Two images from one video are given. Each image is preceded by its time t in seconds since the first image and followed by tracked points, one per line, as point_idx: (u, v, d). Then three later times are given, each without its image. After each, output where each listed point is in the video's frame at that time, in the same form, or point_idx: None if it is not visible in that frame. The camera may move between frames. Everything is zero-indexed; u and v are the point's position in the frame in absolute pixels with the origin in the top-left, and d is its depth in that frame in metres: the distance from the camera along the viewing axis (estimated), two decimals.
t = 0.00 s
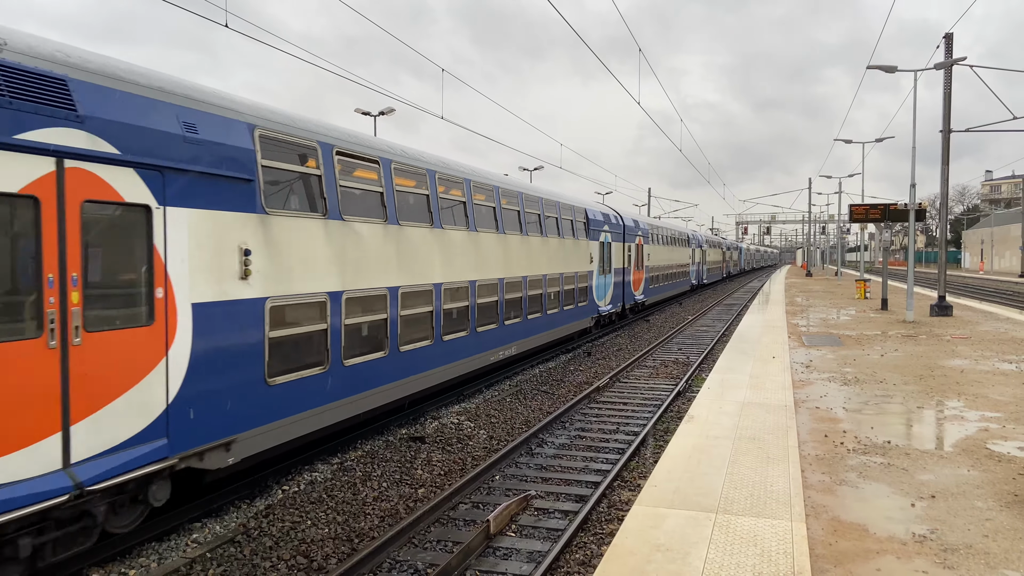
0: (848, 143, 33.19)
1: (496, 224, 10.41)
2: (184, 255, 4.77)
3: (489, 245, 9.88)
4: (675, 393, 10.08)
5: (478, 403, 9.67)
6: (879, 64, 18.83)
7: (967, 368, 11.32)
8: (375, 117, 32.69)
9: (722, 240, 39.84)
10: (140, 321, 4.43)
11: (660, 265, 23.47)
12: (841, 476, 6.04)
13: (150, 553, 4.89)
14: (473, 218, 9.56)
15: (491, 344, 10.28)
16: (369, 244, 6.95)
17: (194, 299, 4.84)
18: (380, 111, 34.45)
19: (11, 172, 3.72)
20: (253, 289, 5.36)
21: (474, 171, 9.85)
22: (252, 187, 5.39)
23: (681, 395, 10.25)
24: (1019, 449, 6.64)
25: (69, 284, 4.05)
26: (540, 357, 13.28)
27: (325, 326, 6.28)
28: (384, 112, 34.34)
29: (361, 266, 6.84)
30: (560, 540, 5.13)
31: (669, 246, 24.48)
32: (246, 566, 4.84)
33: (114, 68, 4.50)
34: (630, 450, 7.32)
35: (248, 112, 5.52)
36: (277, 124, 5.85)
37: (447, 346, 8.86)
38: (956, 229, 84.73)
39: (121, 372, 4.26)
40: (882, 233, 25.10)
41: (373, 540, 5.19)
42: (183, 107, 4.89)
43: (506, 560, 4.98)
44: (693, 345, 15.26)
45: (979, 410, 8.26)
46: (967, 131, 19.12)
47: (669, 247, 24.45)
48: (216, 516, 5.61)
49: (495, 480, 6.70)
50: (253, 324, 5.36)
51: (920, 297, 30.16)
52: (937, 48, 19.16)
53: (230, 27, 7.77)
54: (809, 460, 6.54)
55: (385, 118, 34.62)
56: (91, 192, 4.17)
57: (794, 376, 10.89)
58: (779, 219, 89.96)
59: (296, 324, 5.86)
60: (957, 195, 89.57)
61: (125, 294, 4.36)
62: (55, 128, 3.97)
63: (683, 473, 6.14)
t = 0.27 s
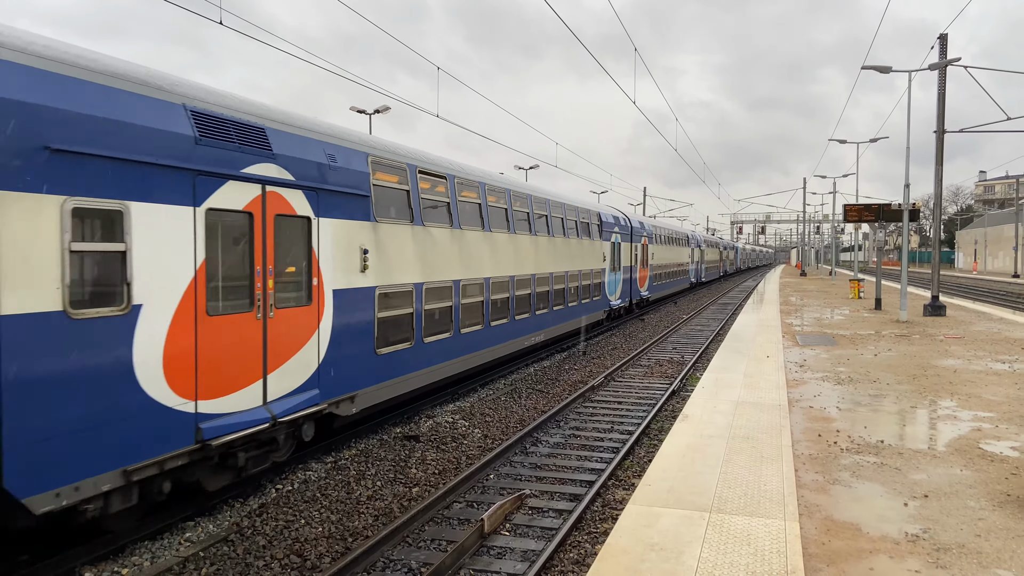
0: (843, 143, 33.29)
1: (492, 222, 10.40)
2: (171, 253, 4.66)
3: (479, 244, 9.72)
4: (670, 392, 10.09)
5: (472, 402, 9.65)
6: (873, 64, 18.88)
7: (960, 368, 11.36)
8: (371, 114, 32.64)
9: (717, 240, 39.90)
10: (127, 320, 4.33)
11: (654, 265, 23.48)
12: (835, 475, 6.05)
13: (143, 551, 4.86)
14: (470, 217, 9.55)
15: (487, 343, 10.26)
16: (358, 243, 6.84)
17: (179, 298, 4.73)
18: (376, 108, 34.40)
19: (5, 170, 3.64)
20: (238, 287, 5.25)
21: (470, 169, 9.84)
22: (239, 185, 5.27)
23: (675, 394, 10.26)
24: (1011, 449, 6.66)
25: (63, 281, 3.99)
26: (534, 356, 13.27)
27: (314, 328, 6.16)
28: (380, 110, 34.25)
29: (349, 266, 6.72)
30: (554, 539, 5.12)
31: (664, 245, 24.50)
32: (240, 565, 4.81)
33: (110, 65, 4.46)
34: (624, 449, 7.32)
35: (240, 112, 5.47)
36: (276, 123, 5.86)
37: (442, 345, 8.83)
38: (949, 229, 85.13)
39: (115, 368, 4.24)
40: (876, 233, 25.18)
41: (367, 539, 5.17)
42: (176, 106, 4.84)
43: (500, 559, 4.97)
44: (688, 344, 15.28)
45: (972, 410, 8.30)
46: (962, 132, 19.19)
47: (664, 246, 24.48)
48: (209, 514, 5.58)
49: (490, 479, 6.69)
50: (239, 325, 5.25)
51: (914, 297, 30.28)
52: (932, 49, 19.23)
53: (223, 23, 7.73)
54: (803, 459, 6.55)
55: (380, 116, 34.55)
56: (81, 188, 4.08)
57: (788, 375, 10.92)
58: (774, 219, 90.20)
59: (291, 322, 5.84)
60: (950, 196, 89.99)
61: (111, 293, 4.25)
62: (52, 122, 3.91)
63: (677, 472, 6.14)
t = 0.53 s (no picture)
0: (837, 142, 33.47)
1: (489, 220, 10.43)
2: (165, 246, 4.59)
3: (471, 241, 9.63)
4: (663, 389, 10.10)
5: (466, 399, 9.63)
6: (867, 63, 18.91)
7: (953, 366, 11.42)
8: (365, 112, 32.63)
9: (711, 238, 39.96)
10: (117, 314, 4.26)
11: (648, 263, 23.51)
12: (828, 473, 6.06)
13: (134, 548, 4.82)
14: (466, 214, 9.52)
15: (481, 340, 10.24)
16: (352, 239, 6.75)
17: (175, 295, 4.67)
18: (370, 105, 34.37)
19: None
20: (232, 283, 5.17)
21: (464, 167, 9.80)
22: (233, 180, 5.18)
23: (669, 392, 10.28)
24: (1003, 447, 6.69)
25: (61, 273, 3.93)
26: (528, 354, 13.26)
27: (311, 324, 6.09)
28: (375, 107, 34.14)
29: (346, 263, 6.66)
30: (547, 537, 5.11)
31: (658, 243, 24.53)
32: (232, 562, 4.78)
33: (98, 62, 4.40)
34: (618, 447, 7.32)
35: (233, 107, 5.41)
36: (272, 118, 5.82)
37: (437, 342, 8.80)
38: (942, 229, 85.65)
39: (108, 364, 4.20)
40: (869, 231, 25.28)
41: (359, 536, 5.14)
42: (171, 100, 4.79)
43: (493, 556, 4.95)
44: (681, 342, 15.31)
45: (964, 408, 8.33)
46: (955, 131, 19.27)
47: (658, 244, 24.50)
48: (201, 511, 5.54)
49: (483, 476, 6.67)
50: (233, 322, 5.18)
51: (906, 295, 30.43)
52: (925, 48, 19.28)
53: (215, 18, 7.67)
54: (796, 457, 6.56)
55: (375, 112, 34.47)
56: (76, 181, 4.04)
57: (781, 373, 10.94)
58: (767, 217, 90.48)
59: (288, 318, 5.80)
60: (943, 195, 90.48)
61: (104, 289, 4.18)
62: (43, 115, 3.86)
63: (671, 469, 6.14)
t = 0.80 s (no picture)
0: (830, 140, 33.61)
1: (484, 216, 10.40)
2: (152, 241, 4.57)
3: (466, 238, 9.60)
4: (656, 386, 10.12)
5: (460, 396, 9.61)
6: (861, 61, 18.93)
7: (944, 363, 11.50)
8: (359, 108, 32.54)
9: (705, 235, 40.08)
10: (101, 311, 4.23)
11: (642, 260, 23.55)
12: (819, 470, 6.09)
13: (126, 545, 4.79)
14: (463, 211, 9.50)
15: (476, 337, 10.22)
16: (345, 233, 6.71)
17: (163, 289, 4.65)
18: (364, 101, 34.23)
19: None
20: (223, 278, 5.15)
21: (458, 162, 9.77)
22: (221, 174, 5.16)
23: (662, 389, 10.29)
24: (993, 444, 6.74)
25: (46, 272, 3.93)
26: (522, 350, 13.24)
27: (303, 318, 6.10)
28: (368, 102, 33.98)
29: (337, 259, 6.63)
30: (540, 533, 5.11)
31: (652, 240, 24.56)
32: (224, 558, 4.75)
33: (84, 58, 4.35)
34: (611, 444, 7.32)
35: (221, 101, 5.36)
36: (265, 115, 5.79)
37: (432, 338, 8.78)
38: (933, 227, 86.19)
39: (94, 359, 4.19)
40: (861, 229, 25.38)
41: (352, 532, 5.12)
42: (158, 94, 4.76)
43: (485, 553, 4.94)
44: (674, 339, 15.34)
45: (955, 406, 8.39)
46: (947, 129, 19.36)
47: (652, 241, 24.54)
48: (193, 508, 5.50)
49: (476, 473, 6.66)
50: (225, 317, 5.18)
51: (898, 293, 30.60)
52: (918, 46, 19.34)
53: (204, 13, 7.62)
54: (788, 454, 6.58)
55: (368, 108, 34.29)
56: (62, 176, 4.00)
57: (773, 370, 10.98)
58: (761, 214, 90.78)
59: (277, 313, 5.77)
60: (934, 193, 91.00)
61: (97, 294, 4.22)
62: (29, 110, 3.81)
63: (663, 466, 6.14)
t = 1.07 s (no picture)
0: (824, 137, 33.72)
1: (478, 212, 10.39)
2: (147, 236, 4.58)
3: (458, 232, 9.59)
4: (650, 382, 10.13)
5: (453, 391, 9.59)
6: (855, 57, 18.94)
7: (936, 360, 11.56)
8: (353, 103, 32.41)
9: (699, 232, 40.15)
10: (95, 305, 4.23)
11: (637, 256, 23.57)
12: (811, 465, 6.11)
13: (118, 540, 4.76)
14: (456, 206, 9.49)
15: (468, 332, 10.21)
16: (337, 227, 6.71)
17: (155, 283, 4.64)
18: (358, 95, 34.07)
19: None
20: (213, 271, 5.14)
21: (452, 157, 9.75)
22: (212, 167, 5.13)
23: (655, 384, 10.31)
24: (984, 440, 6.77)
25: (38, 264, 3.93)
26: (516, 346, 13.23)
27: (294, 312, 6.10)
28: (362, 97, 33.80)
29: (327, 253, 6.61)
30: (533, 528, 5.10)
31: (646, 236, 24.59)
32: (216, 553, 4.72)
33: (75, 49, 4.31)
34: (604, 439, 7.32)
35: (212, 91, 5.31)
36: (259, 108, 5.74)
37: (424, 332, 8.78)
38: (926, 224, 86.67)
39: (90, 353, 4.17)
40: (855, 226, 25.47)
41: (345, 527, 5.10)
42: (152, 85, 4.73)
43: (478, 547, 4.94)
44: (668, 335, 15.37)
45: (946, 402, 8.43)
46: (940, 127, 19.43)
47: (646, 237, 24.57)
48: (186, 502, 5.48)
49: (469, 468, 6.65)
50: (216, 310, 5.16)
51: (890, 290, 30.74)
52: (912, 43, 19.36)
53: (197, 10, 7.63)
54: (780, 450, 6.60)
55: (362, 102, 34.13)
56: (53, 168, 3.98)
57: (766, 366, 11.01)
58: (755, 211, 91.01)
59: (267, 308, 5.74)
60: (927, 191, 91.43)
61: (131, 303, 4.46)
62: (8, 102, 3.74)
63: (655, 462, 6.14)
